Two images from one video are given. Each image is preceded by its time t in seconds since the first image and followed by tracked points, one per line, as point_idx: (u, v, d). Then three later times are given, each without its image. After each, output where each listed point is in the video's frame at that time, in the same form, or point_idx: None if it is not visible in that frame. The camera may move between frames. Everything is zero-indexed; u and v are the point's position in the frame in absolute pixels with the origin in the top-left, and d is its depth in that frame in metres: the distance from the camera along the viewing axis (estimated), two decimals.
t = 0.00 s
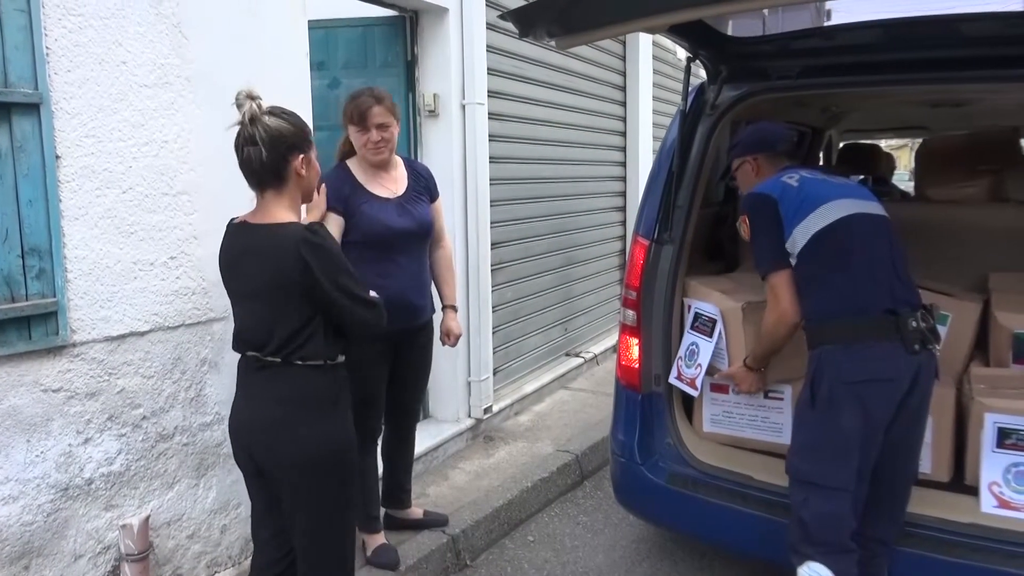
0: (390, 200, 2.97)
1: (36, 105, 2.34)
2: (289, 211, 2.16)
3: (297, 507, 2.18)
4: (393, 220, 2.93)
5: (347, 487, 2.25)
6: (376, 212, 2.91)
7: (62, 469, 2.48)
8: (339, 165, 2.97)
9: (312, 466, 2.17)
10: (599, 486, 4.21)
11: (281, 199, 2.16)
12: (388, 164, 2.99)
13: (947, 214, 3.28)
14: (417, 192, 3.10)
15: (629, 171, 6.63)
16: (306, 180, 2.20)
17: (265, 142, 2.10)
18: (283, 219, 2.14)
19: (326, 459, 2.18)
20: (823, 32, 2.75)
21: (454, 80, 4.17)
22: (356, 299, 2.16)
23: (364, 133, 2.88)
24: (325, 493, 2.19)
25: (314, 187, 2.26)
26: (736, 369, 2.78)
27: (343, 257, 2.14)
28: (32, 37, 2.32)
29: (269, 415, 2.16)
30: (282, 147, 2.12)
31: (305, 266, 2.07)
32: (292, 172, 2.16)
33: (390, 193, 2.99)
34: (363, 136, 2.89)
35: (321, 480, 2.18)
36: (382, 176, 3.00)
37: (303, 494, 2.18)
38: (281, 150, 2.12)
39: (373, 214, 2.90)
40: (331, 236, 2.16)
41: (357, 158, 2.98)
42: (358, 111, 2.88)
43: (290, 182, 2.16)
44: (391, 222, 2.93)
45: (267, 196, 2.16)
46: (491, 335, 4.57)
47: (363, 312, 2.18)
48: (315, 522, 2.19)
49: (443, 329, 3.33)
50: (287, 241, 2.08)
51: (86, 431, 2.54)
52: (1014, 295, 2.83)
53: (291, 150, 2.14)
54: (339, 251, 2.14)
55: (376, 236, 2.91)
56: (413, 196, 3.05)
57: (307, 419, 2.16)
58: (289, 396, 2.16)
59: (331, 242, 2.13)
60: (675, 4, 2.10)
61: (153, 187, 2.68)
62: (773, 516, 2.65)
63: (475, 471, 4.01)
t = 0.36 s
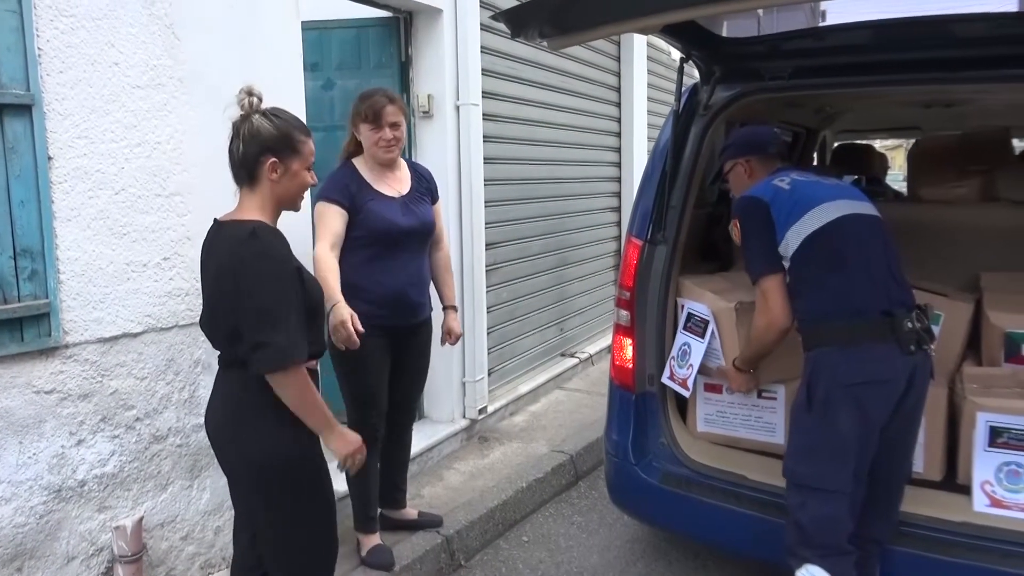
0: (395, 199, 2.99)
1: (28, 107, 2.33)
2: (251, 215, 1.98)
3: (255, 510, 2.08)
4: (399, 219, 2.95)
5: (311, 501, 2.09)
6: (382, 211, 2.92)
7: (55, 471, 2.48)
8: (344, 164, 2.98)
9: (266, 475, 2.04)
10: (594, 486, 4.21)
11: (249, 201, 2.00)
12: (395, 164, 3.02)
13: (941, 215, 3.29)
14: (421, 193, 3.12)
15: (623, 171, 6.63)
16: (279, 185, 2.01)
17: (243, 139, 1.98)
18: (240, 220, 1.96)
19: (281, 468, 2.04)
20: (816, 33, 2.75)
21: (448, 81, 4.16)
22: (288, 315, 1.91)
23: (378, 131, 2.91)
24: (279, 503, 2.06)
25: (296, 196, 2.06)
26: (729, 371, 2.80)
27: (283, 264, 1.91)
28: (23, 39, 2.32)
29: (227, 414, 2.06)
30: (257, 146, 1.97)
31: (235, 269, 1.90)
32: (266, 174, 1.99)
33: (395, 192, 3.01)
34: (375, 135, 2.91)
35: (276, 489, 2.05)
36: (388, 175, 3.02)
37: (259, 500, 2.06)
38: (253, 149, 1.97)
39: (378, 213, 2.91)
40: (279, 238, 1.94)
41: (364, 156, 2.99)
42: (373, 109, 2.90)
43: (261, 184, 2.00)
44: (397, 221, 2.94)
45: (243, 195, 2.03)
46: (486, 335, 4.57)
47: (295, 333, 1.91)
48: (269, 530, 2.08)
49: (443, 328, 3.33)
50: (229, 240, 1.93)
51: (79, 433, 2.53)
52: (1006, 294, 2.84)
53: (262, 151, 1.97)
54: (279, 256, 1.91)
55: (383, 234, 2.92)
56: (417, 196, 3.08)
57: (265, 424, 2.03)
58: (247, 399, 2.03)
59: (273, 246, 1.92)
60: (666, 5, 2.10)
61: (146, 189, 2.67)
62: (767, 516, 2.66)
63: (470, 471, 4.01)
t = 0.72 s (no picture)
0: (395, 203, 2.99)
1: (18, 107, 2.32)
2: (241, 216, 1.93)
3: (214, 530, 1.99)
4: (397, 221, 2.95)
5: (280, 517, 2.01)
6: (383, 214, 2.93)
7: (46, 472, 2.47)
8: (349, 166, 2.98)
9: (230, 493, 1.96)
10: (587, 486, 4.22)
11: (239, 202, 1.94)
12: (402, 166, 3.05)
13: (932, 215, 3.29)
14: (421, 195, 3.13)
15: (617, 172, 6.64)
16: (271, 188, 1.95)
17: (239, 137, 1.93)
18: (229, 220, 1.91)
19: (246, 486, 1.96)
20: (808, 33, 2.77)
21: (441, 81, 4.16)
22: (247, 322, 1.82)
23: (400, 133, 2.93)
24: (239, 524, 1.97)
25: (288, 200, 2.00)
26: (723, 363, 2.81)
27: (249, 268, 1.82)
28: (14, 39, 2.31)
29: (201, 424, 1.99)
30: (252, 146, 1.92)
31: (202, 268, 1.84)
32: (258, 174, 1.93)
33: (400, 194, 3.03)
34: (397, 136, 2.93)
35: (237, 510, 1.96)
36: (393, 176, 3.04)
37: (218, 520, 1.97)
38: (247, 148, 1.92)
39: (377, 215, 2.92)
40: (252, 239, 1.85)
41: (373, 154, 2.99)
42: (402, 112, 2.93)
43: (253, 185, 1.94)
44: (396, 225, 2.94)
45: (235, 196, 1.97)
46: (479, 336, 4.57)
47: (255, 341, 1.82)
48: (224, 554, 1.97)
49: (444, 326, 3.36)
50: (205, 237, 1.88)
51: (71, 434, 2.53)
52: (996, 295, 2.85)
53: (256, 151, 1.92)
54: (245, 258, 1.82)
55: (381, 235, 2.92)
56: (418, 198, 3.09)
57: (233, 439, 1.94)
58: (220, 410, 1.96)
59: (242, 247, 1.83)
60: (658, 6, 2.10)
61: (138, 189, 2.67)
62: (759, 515, 2.66)
63: (463, 471, 4.01)
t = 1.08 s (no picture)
0: (387, 198, 3.00)
1: (7, 107, 2.32)
2: (218, 216, 1.91)
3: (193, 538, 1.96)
4: (389, 216, 2.96)
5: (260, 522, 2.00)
6: (376, 210, 2.94)
7: (34, 474, 2.47)
8: (339, 166, 2.98)
9: (213, 500, 1.93)
10: (578, 486, 4.22)
11: (216, 201, 1.92)
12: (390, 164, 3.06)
13: (920, 216, 3.31)
14: (411, 192, 3.15)
15: (608, 173, 6.66)
16: (248, 188, 1.93)
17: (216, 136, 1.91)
18: (206, 221, 1.88)
19: (228, 492, 1.94)
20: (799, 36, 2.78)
21: (432, 82, 4.16)
22: (226, 324, 1.79)
23: (391, 133, 2.94)
24: (221, 531, 1.95)
25: (268, 202, 1.98)
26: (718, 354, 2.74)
27: (222, 269, 1.79)
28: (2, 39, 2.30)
29: (180, 430, 1.95)
30: (229, 145, 1.89)
31: (176, 275, 1.82)
32: (236, 174, 1.91)
33: (389, 190, 3.04)
34: (386, 136, 2.93)
35: (220, 515, 1.94)
36: (382, 174, 3.05)
37: (199, 527, 1.95)
38: (225, 147, 1.89)
39: (370, 212, 2.92)
40: (224, 240, 1.82)
41: (362, 153, 2.98)
42: (395, 113, 2.93)
43: (231, 185, 1.92)
44: (388, 219, 2.95)
45: (213, 195, 1.95)
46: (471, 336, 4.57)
47: (235, 343, 1.80)
48: (204, 561, 1.95)
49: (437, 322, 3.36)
50: (178, 243, 1.86)
51: (60, 435, 2.52)
52: (983, 295, 2.87)
53: (234, 150, 1.89)
54: (216, 260, 1.80)
55: (373, 233, 2.93)
56: (408, 195, 3.11)
57: (214, 443, 1.92)
58: (200, 416, 1.93)
59: (214, 249, 1.81)
60: (648, 7, 2.11)
61: (127, 189, 2.66)
62: (749, 515, 2.67)
63: (455, 472, 4.01)
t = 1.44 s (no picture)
0: (383, 195, 3.01)
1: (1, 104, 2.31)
2: (205, 215, 1.91)
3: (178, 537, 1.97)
4: (388, 212, 2.97)
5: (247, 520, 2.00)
6: (373, 206, 2.93)
7: (27, 472, 2.46)
8: (334, 163, 2.97)
9: (198, 501, 1.93)
10: (573, 486, 4.23)
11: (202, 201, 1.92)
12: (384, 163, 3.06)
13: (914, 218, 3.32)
14: (402, 191, 3.15)
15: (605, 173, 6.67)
16: (235, 187, 1.92)
17: (203, 133, 1.91)
18: (193, 220, 1.88)
19: (214, 493, 1.94)
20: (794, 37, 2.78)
21: (428, 81, 4.17)
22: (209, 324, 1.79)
23: (387, 134, 2.95)
24: (206, 532, 1.94)
25: (256, 200, 1.97)
26: (710, 356, 2.62)
27: (204, 269, 1.79)
28: None
29: (167, 431, 1.95)
30: (214, 141, 1.89)
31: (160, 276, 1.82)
32: (222, 172, 1.90)
33: (384, 188, 3.05)
34: (382, 137, 2.94)
35: (204, 516, 1.94)
36: (377, 172, 3.05)
37: (185, 529, 1.95)
38: (212, 147, 1.89)
39: (368, 208, 2.92)
40: (207, 239, 1.82)
41: (356, 152, 2.98)
42: (391, 113, 2.93)
43: (217, 184, 1.92)
44: (385, 215, 2.95)
45: (201, 193, 1.95)
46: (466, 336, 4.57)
47: (221, 345, 1.80)
48: (187, 559, 1.95)
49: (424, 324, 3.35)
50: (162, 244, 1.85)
51: (53, 433, 2.52)
52: (976, 297, 2.88)
53: (221, 149, 1.89)
54: (202, 261, 1.79)
55: (372, 230, 2.93)
56: (401, 193, 3.11)
57: (205, 442, 1.92)
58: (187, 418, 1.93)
59: (195, 249, 1.80)
60: (643, 7, 2.11)
61: (121, 187, 2.66)
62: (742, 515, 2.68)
63: (449, 472, 4.01)
